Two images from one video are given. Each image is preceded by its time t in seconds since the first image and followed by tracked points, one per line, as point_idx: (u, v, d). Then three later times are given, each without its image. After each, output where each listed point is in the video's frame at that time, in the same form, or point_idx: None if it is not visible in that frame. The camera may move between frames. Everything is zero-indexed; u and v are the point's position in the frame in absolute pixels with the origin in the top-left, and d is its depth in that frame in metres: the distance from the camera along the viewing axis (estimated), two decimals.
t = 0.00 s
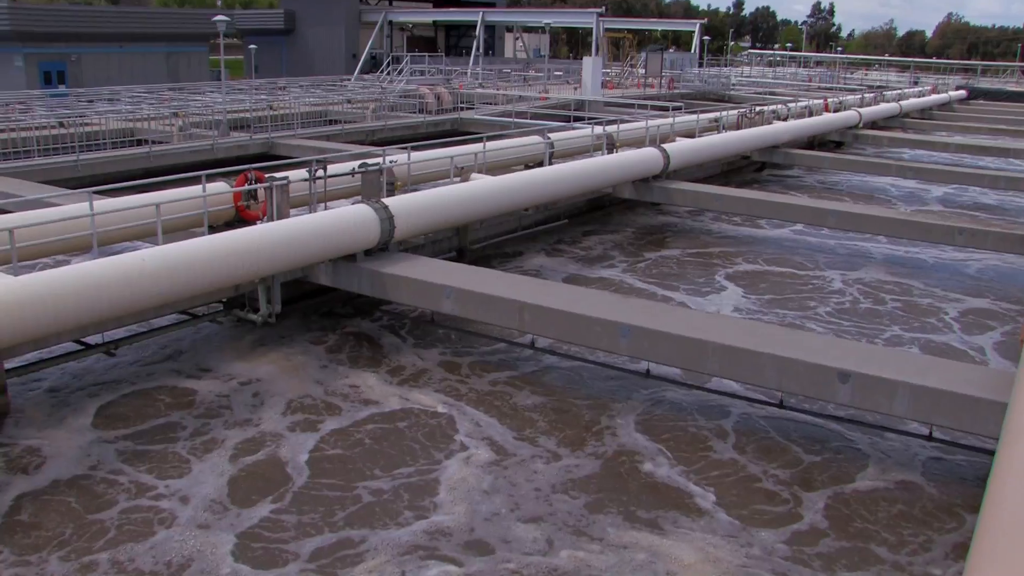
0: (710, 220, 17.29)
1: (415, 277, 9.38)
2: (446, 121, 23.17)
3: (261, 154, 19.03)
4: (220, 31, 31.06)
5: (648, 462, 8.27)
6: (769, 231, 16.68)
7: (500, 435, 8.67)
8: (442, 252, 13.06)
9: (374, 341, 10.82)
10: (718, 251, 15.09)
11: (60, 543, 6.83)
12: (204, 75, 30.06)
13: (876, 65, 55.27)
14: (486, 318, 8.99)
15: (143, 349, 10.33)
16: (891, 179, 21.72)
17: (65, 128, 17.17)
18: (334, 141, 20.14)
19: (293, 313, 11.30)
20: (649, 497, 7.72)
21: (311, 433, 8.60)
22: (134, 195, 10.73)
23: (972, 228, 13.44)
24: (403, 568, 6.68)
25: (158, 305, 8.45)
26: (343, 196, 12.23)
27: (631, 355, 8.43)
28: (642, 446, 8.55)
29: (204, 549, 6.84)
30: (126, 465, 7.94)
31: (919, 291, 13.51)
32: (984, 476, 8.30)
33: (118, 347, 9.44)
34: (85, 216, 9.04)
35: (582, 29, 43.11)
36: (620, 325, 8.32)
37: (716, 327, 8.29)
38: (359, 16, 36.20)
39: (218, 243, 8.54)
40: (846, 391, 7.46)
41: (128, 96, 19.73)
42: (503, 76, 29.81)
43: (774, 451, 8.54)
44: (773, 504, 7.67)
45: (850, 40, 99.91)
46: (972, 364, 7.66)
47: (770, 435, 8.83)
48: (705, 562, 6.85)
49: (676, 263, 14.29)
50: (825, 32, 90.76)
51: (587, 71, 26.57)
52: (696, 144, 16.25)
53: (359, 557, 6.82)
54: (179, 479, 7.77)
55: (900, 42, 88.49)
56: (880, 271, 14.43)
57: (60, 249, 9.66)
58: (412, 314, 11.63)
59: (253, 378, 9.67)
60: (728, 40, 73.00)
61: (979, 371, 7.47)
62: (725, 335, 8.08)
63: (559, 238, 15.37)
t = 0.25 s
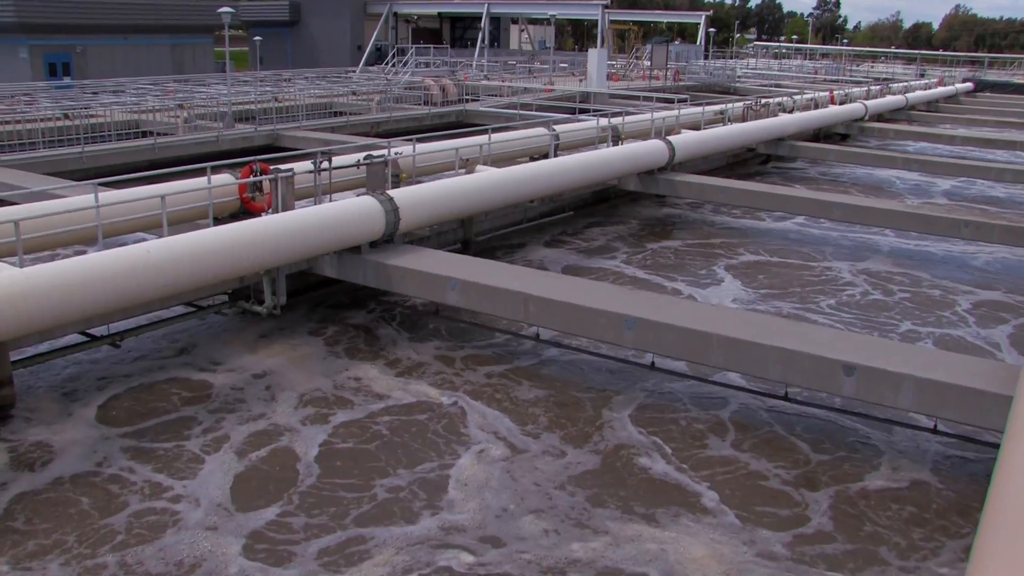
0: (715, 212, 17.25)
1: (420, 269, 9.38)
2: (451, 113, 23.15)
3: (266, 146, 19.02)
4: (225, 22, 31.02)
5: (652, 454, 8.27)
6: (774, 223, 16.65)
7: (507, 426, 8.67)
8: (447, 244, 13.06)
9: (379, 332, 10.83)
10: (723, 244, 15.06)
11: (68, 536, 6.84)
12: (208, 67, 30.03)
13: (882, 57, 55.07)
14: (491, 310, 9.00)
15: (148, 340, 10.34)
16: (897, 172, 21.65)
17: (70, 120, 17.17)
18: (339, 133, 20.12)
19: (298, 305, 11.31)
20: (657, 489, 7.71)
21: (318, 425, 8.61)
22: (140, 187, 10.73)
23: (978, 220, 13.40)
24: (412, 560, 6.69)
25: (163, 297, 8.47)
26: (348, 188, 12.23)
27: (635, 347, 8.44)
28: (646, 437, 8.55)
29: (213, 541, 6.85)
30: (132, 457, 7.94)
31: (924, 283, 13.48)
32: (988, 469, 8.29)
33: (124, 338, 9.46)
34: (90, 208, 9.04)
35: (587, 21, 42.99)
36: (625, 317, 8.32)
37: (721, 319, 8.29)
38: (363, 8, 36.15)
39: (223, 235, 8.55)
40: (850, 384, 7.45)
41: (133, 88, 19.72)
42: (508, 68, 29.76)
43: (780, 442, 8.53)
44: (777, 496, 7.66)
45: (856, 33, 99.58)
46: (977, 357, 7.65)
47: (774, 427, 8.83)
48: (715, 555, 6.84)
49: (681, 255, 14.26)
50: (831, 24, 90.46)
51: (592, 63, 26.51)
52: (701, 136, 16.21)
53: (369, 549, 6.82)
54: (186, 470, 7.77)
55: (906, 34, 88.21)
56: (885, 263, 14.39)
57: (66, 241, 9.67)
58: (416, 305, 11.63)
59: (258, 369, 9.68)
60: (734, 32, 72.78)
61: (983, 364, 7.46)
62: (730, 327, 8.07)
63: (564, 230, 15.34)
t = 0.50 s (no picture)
0: (718, 205, 17.23)
1: (423, 261, 9.39)
2: (454, 105, 23.12)
3: (269, 138, 19.01)
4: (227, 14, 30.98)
5: (655, 446, 8.27)
6: (777, 215, 16.63)
7: (512, 419, 8.67)
8: (450, 236, 13.05)
9: (382, 324, 10.83)
10: (726, 236, 15.04)
11: (75, 528, 6.84)
12: (211, 58, 30.00)
13: (886, 48, 54.93)
14: (494, 302, 9.00)
15: (152, 332, 10.35)
16: (901, 164, 21.61)
17: (73, 112, 17.17)
18: (342, 125, 20.11)
19: (302, 297, 11.32)
20: (663, 481, 7.71)
21: (323, 417, 8.61)
22: (143, 178, 10.73)
23: (982, 213, 13.37)
24: (421, 553, 6.70)
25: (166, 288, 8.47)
26: (351, 179, 12.22)
27: (638, 340, 8.43)
28: (650, 430, 8.55)
29: (221, 533, 6.85)
30: (137, 449, 7.95)
31: (928, 276, 13.45)
32: (991, 461, 8.28)
33: (127, 330, 9.46)
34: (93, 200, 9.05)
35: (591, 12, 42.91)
36: (628, 309, 8.31)
37: (724, 311, 8.28)
38: None
39: (226, 227, 8.55)
40: (854, 376, 7.44)
41: (136, 79, 19.71)
42: (511, 60, 29.70)
43: (784, 435, 8.53)
44: (779, 489, 7.66)
45: (861, 25, 99.29)
46: (981, 350, 7.64)
47: (777, 419, 8.83)
48: (724, 549, 6.83)
49: (684, 247, 14.25)
50: (835, 16, 90.23)
51: (595, 54, 26.46)
52: (705, 128, 16.18)
53: (378, 541, 6.82)
54: (192, 463, 7.78)
55: (911, 26, 87.96)
56: (889, 256, 14.36)
57: (69, 233, 9.67)
58: (419, 297, 11.63)
59: (261, 361, 9.68)
60: (738, 24, 72.59)
61: (987, 357, 7.45)
62: (733, 320, 8.07)
63: (567, 222, 15.33)
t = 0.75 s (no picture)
0: (719, 197, 17.23)
1: (425, 253, 9.39)
2: (455, 97, 23.10)
3: (270, 130, 19.00)
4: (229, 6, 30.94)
5: (656, 438, 8.28)
6: (779, 208, 16.62)
7: (514, 411, 8.67)
8: (452, 228, 13.06)
9: (383, 315, 10.84)
10: (727, 228, 15.04)
11: (78, 521, 6.84)
12: (212, 50, 29.97)
13: (888, 40, 54.82)
14: (495, 294, 9.01)
15: (153, 324, 10.36)
16: (902, 157, 21.59)
17: (74, 104, 17.17)
18: (343, 117, 20.10)
19: (303, 289, 11.33)
20: (665, 474, 7.71)
21: (325, 409, 8.61)
22: (145, 170, 10.74)
23: (984, 206, 13.35)
24: (425, 546, 6.70)
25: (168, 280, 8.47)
26: (352, 171, 12.22)
27: (639, 332, 8.44)
28: (651, 422, 8.56)
29: (225, 526, 6.85)
30: (140, 441, 7.95)
31: (929, 268, 13.45)
32: (992, 453, 8.29)
33: (128, 322, 9.48)
34: (94, 192, 9.05)
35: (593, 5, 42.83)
36: (629, 301, 8.31)
37: (725, 304, 8.28)
38: None
39: (228, 219, 8.55)
40: (855, 369, 7.44)
41: (137, 71, 19.69)
42: (512, 52, 29.67)
43: (786, 427, 8.53)
44: (779, 480, 7.68)
45: (863, 17, 99.06)
46: (982, 342, 7.64)
47: (778, 411, 8.83)
48: (727, 542, 6.84)
49: (686, 239, 14.24)
50: (837, 8, 90.04)
51: (597, 47, 26.42)
52: (706, 120, 16.16)
53: (382, 534, 6.83)
54: (195, 455, 7.77)
55: (913, 18, 87.75)
56: (891, 249, 14.35)
57: (70, 225, 9.68)
58: (420, 289, 11.64)
59: (263, 352, 9.70)
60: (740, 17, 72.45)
61: (988, 350, 7.45)
62: (734, 312, 8.06)
63: (568, 214, 15.33)
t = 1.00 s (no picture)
0: (722, 190, 17.21)
1: (427, 246, 9.38)
2: (457, 90, 23.08)
3: (272, 123, 19.00)
4: None
5: (656, 431, 8.30)
6: (781, 201, 16.61)
7: (516, 404, 8.67)
8: (454, 221, 13.06)
9: (384, 307, 10.85)
10: (728, 222, 15.03)
11: (82, 514, 6.84)
12: (214, 43, 29.95)
13: (892, 34, 54.74)
14: (497, 287, 9.01)
15: (155, 316, 10.37)
16: (905, 151, 21.56)
17: (76, 97, 17.17)
18: (345, 109, 20.09)
19: (305, 281, 11.34)
20: (667, 468, 7.70)
21: (327, 402, 8.61)
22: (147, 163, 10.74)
23: (987, 200, 13.32)
24: (429, 538, 6.70)
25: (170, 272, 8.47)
26: (354, 164, 12.22)
27: (641, 325, 8.44)
28: (653, 415, 8.56)
29: (228, 519, 6.85)
30: (142, 433, 7.95)
31: (931, 263, 13.43)
32: (993, 447, 8.28)
33: (131, 314, 9.48)
34: (96, 184, 9.05)
35: None
36: (631, 294, 8.31)
37: (728, 297, 8.27)
38: None
39: (230, 212, 8.54)
40: (857, 362, 7.44)
41: (140, 64, 19.69)
42: (514, 45, 29.63)
43: (788, 421, 8.53)
44: (779, 474, 7.68)
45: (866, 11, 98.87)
46: (984, 336, 7.63)
47: (779, 404, 8.85)
48: (731, 536, 6.84)
49: (688, 233, 14.22)
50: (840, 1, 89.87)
51: (599, 39, 26.39)
52: (709, 113, 16.14)
53: (386, 527, 6.82)
54: (197, 447, 7.77)
55: (917, 12, 87.56)
56: (893, 243, 14.34)
57: (72, 217, 9.69)
58: (422, 282, 11.64)
59: (265, 345, 9.70)
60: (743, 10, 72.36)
61: (990, 344, 7.44)
62: (737, 305, 8.06)
63: (570, 207, 15.33)
